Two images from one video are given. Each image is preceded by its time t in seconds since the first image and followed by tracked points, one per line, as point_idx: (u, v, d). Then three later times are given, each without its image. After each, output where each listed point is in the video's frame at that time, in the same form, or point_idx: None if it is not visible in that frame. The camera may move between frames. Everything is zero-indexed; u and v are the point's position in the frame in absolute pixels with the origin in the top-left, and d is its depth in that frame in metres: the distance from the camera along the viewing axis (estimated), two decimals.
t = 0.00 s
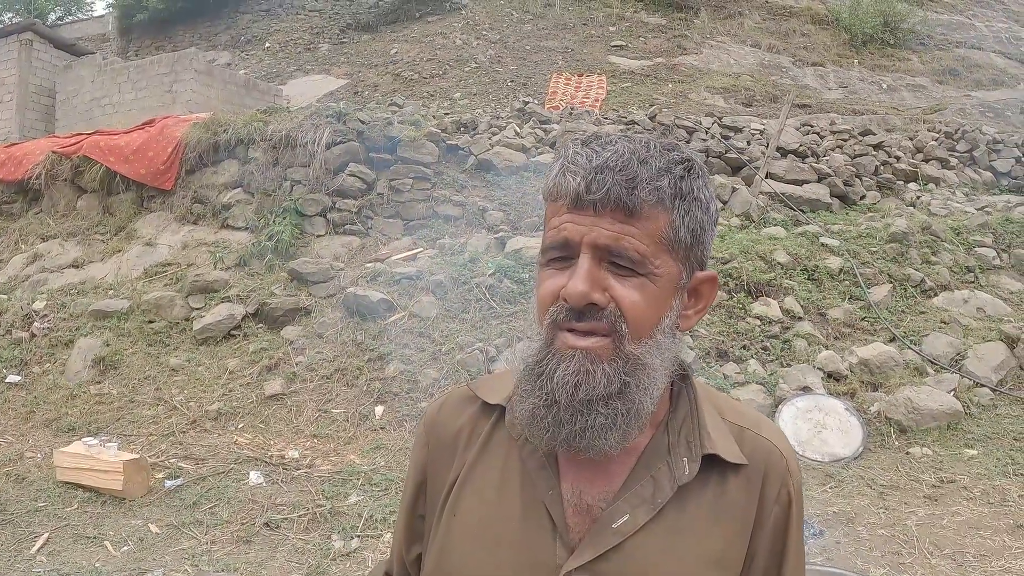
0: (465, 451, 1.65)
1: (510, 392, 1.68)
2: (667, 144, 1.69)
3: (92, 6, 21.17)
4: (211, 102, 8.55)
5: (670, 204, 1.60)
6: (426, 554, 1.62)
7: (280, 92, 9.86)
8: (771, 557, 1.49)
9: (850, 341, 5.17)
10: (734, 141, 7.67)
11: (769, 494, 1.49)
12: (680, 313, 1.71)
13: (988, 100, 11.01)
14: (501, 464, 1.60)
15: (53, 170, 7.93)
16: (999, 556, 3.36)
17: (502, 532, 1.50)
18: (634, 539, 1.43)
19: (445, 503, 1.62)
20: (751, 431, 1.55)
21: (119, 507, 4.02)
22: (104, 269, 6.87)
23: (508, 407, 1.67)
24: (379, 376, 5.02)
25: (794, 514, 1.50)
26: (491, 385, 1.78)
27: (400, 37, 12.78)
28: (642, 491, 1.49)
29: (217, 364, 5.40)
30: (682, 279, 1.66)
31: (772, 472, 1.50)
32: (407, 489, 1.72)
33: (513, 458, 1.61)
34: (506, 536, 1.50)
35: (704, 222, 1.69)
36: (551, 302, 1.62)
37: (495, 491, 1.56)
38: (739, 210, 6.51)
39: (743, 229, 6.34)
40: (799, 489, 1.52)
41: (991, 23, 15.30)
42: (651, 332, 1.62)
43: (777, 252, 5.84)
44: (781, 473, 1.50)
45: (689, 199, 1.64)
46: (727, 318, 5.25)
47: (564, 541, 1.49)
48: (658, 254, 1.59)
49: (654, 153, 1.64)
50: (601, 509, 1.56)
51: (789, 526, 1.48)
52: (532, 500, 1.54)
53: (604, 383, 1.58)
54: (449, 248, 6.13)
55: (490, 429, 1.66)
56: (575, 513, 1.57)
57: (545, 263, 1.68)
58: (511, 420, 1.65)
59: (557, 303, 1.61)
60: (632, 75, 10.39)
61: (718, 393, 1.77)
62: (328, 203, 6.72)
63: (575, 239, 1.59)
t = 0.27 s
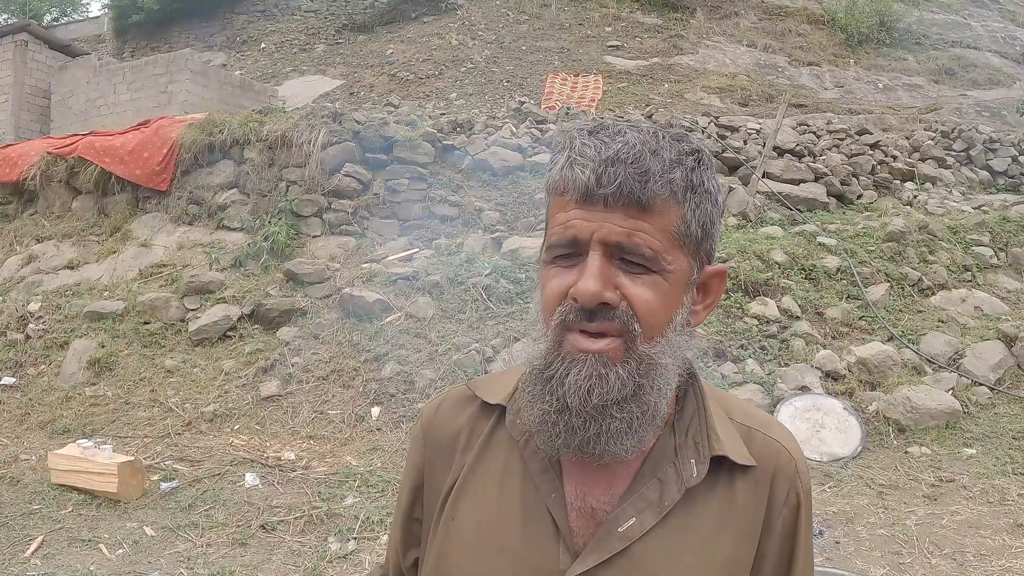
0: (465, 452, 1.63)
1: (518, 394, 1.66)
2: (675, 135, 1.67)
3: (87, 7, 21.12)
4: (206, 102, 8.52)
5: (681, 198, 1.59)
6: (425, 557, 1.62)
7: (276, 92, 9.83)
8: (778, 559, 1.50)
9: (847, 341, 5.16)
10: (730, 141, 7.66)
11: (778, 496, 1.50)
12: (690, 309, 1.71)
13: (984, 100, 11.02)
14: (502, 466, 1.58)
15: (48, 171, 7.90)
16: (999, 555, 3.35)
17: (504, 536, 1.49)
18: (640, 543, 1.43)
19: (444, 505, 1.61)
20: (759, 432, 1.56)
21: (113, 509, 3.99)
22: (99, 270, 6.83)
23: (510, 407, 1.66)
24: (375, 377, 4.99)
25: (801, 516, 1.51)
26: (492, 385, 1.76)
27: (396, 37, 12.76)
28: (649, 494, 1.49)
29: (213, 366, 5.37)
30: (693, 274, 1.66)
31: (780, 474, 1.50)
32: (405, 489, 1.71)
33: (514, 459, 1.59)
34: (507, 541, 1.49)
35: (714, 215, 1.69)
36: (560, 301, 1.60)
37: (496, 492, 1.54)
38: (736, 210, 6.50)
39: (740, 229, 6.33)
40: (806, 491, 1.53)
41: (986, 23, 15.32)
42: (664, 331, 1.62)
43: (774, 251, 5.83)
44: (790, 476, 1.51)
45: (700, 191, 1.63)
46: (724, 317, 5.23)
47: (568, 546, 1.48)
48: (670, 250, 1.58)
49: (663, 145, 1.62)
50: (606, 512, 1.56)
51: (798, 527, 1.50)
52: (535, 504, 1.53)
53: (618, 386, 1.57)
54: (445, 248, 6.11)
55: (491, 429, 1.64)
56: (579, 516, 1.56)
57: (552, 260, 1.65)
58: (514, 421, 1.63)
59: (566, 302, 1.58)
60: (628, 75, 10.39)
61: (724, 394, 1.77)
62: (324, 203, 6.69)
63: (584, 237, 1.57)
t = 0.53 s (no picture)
0: (471, 453, 1.65)
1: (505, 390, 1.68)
2: (664, 138, 1.62)
3: (83, 8, 21.07)
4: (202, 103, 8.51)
5: (659, 203, 1.55)
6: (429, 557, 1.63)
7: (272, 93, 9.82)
8: (780, 562, 1.51)
9: (844, 341, 5.16)
10: (727, 141, 7.67)
11: (779, 499, 1.51)
12: (676, 314, 1.66)
13: (980, 100, 11.03)
14: (506, 466, 1.60)
15: (44, 172, 7.88)
16: (997, 555, 3.35)
17: (507, 535, 1.51)
18: (644, 544, 1.44)
19: (449, 505, 1.62)
20: (761, 436, 1.57)
21: (111, 512, 3.98)
22: (95, 272, 6.82)
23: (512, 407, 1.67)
24: (372, 378, 4.98)
25: (803, 520, 1.52)
26: (497, 386, 1.78)
27: (393, 38, 12.76)
28: (653, 495, 1.50)
29: (210, 367, 5.36)
30: (674, 279, 1.61)
31: (782, 478, 1.51)
32: (411, 489, 1.73)
33: (519, 460, 1.61)
34: (511, 540, 1.50)
35: (704, 220, 1.61)
36: (539, 299, 1.63)
37: (500, 492, 1.56)
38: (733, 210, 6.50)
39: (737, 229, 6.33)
40: (807, 495, 1.54)
41: (982, 23, 15.35)
42: (636, 334, 1.59)
43: (771, 251, 5.83)
44: (792, 479, 1.52)
45: (684, 196, 1.57)
46: (721, 317, 5.22)
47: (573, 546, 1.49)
48: (642, 253, 1.55)
49: (644, 149, 1.59)
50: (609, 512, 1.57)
51: (798, 531, 1.51)
52: (539, 504, 1.55)
53: (583, 387, 1.56)
54: (442, 249, 6.10)
55: (497, 431, 1.66)
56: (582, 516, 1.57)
57: (540, 259, 1.68)
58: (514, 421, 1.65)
59: (542, 300, 1.61)
60: (625, 76, 10.39)
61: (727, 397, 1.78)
62: (320, 204, 6.69)
63: (559, 237, 1.59)
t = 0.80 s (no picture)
0: (474, 451, 1.64)
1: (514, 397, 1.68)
2: (659, 139, 1.63)
3: (80, 10, 21.07)
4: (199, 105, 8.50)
5: (665, 206, 1.56)
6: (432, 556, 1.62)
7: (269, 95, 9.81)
8: (782, 559, 1.49)
9: (841, 341, 5.16)
10: (723, 142, 7.67)
11: (780, 496, 1.49)
12: (685, 310, 1.68)
13: (977, 100, 11.04)
14: (510, 464, 1.60)
15: (40, 174, 7.86)
16: (995, 554, 3.35)
17: (511, 532, 1.51)
18: (645, 539, 1.44)
19: (452, 503, 1.62)
20: (762, 433, 1.56)
21: (107, 514, 3.96)
22: (92, 274, 6.80)
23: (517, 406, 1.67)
24: (369, 380, 4.98)
25: (805, 518, 1.50)
26: (500, 384, 1.77)
27: (389, 40, 12.76)
28: (654, 491, 1.50)
29: (207, 369, 5.34)
30: (683, 279, 1.63)
31: (783, 474, 1.50)
32: (412, 487, 1.71)
33: (523, 458, 1.60)
34: (515, 538, 1.50)
35: (705, 217, 1.64)
36: (550, 309, 1.61)
37: (504, 490, 1.56)
38: (730, 210, 6.50)
39: (734, 230, 6.33)
40: (810, 493, 1.52)
41: (978, 23, 15.38)
42: (652, 336, 1.61)
43: (768, 252, 5.83)
44: (793, 476, 1.51)
45: (688, 197, 1.59)
46: (718, 318, 5.22)
47: (575, 541, 1.50)
48: (654, 257, 1.56)
49: (643, 154, 1.59)
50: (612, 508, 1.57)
51: (801, 529, 1.49)
52: (541, 500, 1.54)
53: (604, 394, 1.58)
54: (439, 251, 6.10)
55: (500, 428, 1.66)
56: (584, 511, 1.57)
57: (544, 268, 1.67)
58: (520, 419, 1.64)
59: (554, 312, 1.59)
60: (621, 77, 10.40)
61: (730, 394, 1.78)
62: (317, 206, 6.68)
63: (568, 247, 1.57)
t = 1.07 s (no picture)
0: (469, 451, 1.64)
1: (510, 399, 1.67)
2: (658, 142, 1.62)
3: (75, 11, 21.02)
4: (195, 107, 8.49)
5: (667, 212, 1.56)
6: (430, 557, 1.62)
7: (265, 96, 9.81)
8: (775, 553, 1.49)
9: (838, 341, 5.16)
10: (720, 142, 7.67)
11: (771, 491, 1.49)
12: (681, 312, 1.69)
13: (973, 100, 11.06)
14: (506, 465, 1.59)
15: (36, 176, 7.84)
16: (993, 554, 3.35)
17: (507, 531, 1.51)
18: (636, 535, 1.45)
19: (448, 503, 1.61)
20: (752, 428, 1.56)
21: (104, 517, 3.95)
22: (88, 276, 6.78)
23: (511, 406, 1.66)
24: (366, 382, 4.97)
25: (798, 511, 1.50)
26: (494, 384, 1.77)
27: (386, 41, 12.75)
28: (645, 488, 1.50)
29: (203, 371, 5.33)
30: (682, 281, 1.64)
31: (773, 468, 1.50)
32: (406, 488, 1.70)
33: (518, 457, 1.60)
34: (511, 538, 1.50)
35: (702, 220, 1.65)
36: (551, 315, 1.61)
37: (499, 489, 1.56)
38: (726, 211, 6.50)
39: (730, 230, 6.33)
40: (802, 487, 1.52)
41: (974, 23, 15.41)
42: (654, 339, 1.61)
43: (764, 252, 5.84)
44: (784, 469, 1.50)
45: (687, 202, 1.60)
46: (715, 318, 5.22)
47: (569, 538, 1.50)
48: (657, 263, 1.57)
49: (646, 158, 1.58)
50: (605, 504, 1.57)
51: (794, 523, 1.49)
52: (535, 498, 1.54)
53: (609, 398, 1.58)
54: (435, 252, 6.09)
55: (495, 428, 1.65)
56: (578, 508, 1.58)
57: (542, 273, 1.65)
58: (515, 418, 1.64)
59: (557, 318, 1.59)
60: (617, 78, 10.40)
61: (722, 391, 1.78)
62: (313, 207, 6.67)
63: (572, 255, 1.56)
